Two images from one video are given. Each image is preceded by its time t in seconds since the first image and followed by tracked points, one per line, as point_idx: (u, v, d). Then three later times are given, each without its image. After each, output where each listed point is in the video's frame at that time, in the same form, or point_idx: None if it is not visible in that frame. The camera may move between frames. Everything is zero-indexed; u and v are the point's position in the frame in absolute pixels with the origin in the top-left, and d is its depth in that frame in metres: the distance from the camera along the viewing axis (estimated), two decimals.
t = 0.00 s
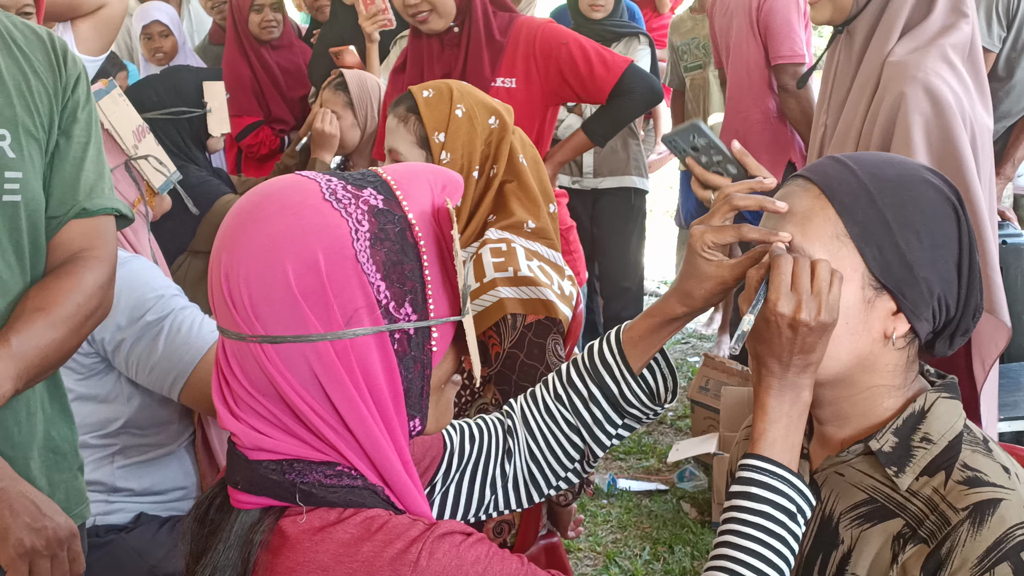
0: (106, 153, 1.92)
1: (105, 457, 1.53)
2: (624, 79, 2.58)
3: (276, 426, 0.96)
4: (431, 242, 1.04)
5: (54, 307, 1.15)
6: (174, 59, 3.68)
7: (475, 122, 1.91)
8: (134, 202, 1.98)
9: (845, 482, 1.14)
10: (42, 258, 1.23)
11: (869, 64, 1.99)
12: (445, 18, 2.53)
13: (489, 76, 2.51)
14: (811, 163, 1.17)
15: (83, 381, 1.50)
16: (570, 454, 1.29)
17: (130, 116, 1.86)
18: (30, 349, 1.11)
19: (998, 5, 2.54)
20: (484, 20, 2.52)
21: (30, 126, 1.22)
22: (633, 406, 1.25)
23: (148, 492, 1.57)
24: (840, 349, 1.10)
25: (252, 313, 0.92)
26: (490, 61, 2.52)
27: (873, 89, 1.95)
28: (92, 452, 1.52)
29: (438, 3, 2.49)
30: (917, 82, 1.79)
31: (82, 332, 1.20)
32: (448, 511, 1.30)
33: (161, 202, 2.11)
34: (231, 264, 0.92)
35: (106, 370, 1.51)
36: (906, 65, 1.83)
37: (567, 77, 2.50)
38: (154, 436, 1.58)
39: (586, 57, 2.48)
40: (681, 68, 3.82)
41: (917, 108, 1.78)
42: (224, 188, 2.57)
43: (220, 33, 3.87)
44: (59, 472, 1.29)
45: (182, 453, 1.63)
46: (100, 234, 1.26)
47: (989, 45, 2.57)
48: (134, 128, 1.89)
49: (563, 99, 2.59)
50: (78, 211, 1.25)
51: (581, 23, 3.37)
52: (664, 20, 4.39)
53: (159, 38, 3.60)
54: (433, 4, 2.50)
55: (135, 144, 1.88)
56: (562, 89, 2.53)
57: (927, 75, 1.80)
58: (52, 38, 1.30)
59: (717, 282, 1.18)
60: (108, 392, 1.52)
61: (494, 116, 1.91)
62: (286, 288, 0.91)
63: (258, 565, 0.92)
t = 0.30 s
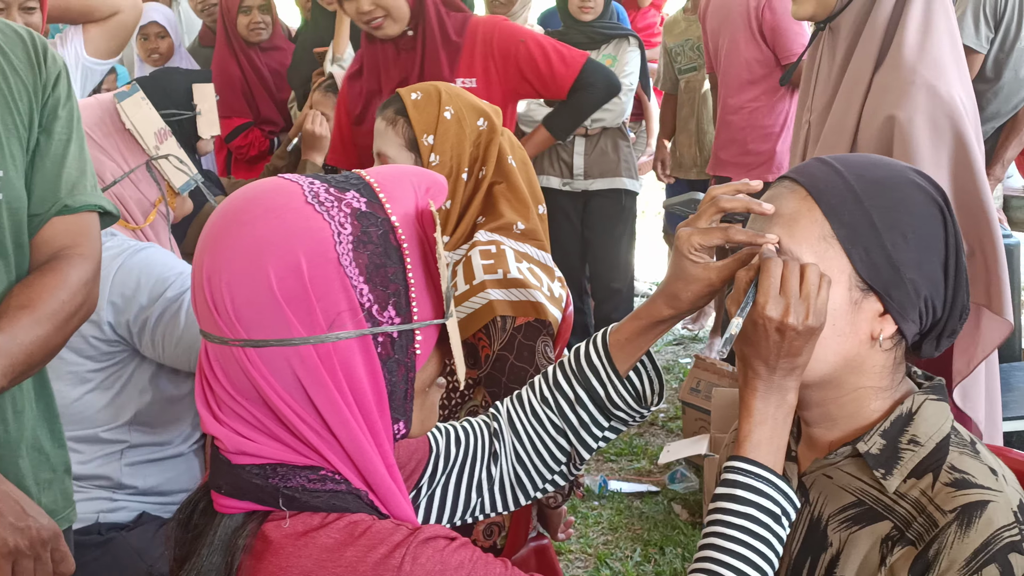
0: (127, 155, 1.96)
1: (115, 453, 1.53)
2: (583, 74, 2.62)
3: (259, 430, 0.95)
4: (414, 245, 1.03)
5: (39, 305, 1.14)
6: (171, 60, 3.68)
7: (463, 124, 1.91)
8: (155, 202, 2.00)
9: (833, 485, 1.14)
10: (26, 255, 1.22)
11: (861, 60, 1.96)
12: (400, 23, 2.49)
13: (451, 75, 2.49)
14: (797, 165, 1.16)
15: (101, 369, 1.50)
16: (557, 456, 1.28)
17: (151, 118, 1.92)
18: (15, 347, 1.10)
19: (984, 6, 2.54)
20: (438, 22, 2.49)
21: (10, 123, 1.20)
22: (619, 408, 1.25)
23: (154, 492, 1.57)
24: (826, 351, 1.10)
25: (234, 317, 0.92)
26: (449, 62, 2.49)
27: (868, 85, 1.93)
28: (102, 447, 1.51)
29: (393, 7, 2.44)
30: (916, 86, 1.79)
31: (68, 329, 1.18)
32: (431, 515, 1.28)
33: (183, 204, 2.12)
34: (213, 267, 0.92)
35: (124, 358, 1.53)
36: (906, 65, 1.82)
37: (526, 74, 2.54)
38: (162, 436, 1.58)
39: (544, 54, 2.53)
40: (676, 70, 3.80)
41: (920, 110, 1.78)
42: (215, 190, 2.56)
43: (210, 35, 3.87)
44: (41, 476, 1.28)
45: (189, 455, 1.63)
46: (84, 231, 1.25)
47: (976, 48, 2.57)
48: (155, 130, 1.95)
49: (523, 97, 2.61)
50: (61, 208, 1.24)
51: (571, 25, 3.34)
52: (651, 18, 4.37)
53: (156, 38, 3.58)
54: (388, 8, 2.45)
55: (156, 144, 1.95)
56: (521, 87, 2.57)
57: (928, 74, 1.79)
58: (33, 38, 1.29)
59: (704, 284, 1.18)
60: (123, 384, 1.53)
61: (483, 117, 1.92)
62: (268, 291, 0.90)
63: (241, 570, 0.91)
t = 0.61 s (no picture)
0: (127, 154, 1.86)
1: (104, 450, 1.52)
2: (521, 63, 2.63)
3: (230, 434, 0.95)
4: (386, 246, 1.03)
5: (6, 311, 1.12)
6: (161, 60, 3.64)
7: (443, 125, 1.91)
8: (154, 203, 1.92)
9: (808, 485, 1.14)
10: None
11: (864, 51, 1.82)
12: (335, 32, 2.46)
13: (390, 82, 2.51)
14: (774, 165, 1.16)
15: (97, 363, 1.50)
16: (533, 457, 1.28)
17: (156, 121, 1.87)
18: None
19: (960, 7, 2.60)
20: (368, 29, 2.47)
21: None
22: (596, 410, 1.24)
23: (139, 490, 1.57)
24: (803, 351, 1.10)
25: (203, 320, 0.91)
26: (385, 68, 2.50)
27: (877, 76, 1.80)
28: (93, 443, 1.51)
29: (328, 17, 2.42)
30: (939, 76, 1.65)
31: (38, 335, 1.17)
32: (404, 516, 1.29)
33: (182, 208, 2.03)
34: (182, 270, 0.91)
35: (119, 353, 1.52)
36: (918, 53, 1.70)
37: (464, 69, 2.55)
38: (152, 434, 1.58)
39: (479, 48, 2.53)
40: (653, 71, 3.76)
41: (946, 99, 1.64)
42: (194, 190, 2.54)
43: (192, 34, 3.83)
44: (12, 479, 1.26)
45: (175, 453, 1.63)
46: (56, 238, 1.24)
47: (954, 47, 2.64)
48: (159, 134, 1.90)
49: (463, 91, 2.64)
50: (31, 214, 1.22)
51: (552, 27, 3.35)
52: (628, 17, 4.36)
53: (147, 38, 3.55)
54: (322, 19, 2.42)
55: (158, 147, 1.88)
56: (462, 82, 2.58)
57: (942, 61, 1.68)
58: (6, 43, 1.27)
59: (681, 286, 1.18)
60: (118, 378, 1.53)
61: (462, 118, 1.91)
62: (237, 293, 0.90)
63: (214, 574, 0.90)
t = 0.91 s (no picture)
0: (111, 170, 1.86)
1: (91, 457, 1.51)
2: (477, 67, 2.62)
3: (210, 452, 0.95)
4: (365, 263, 1.04)
5: None
6: (149, 74, 3.63)
7: (425, 138, 1.92)
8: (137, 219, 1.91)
9: (791, 496, 1.14)
10: None
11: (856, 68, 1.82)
12: (292, 52, 2.45)
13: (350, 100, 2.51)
14: (752, 177, 1.17)
15: (83, 370, 1.49)
16: (516, 469, 1.29)
17: (140, 136, 1.86)
18: None
19: (936, 13, 2.64)
20: (321, 46, 2.48)
21: None
22: (578, 422, 1.25)
23: (126, 503, 1.55)
24: (784, 363, 1.10)
25: (182, 339, 0.91)
26: (343, 86, 2.50)
27: (871, 92, 1.79)
28: (79, 454, 1.50)
29: (284, 38, 2.41)
30: (938, 92, 1.66)
31: (9, 351, 1.27)
32: (385, 530, 1.29)
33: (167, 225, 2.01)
34: (161, 288, 0.91)
35: (104, 360, 1.52)
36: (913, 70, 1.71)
37: (420, 76, 2.56)
38: (140, 441, 1.55)
39: (435, 56, 2.55)
40: (621, 80, 3.76)
41: (946, 115, 1.65)
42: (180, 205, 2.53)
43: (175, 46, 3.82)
44: None
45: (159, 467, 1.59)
46: (23, 258, 1.29)
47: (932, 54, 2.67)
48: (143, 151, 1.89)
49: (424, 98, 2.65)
50: None
51: (537, 38, 3.36)
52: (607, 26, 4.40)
53: (135, 53, 3.54)
54: (278, 41, 2.41)
55: (141, 164, 1.86)
56: (419, 91, 2.59)
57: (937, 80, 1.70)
58: None
59: (664, 301, 1.18)
60: (105, 385, 1.52)
61: (444, 130, 1.92)
62: (216, 312, 0.90)
63: None
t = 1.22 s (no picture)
0: (121, 181, 1.88)
1: (102, 468, 1.53)
2: (477, 74, 2.64)
3: (219, 463, 0.96)
4: (374, 276, 1.05)
5: None
6: (158, 85, 3.68)
7: (436, 149, 1.94)
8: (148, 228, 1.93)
9: (801, 507, 1.14)
10: None
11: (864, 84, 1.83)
12: (294, 68, 2.47)
13: (352, 111, 2.55)
14: (759, 190, 1.17)
15: (94, 378, 1.52)
16: (524, 476, 1.30)
17: (149, 147, 1.88)
18: None
19: (941, 22, 2.63)
20: (321, 58, 2.52)
21: None
22: (587, 431, 1.26)
23: (137, 512, 1.56)
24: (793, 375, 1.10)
25: (192, 351, 0.92)
26: (343, 96, 2.53)
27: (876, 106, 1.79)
28: (90, 462, 1.52)
29: (286, 55, 2.42)
30: (941, 105, 1.65)
31: None
32: (395, 537, 1.30)
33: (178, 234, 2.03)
34: (171, 302, 0.92)
35: (115, 368, 1.55)
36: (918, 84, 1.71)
37: (421, 85, 2.58)
38: (151, 449, 1.58)
39: (436, 66, 2.58)
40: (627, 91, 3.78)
41: (949, 128, 1.63)
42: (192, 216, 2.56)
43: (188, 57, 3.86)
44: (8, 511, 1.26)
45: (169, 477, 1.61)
46: None
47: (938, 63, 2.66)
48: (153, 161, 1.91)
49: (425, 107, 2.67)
50: None
51: (546, 49, 3.39)
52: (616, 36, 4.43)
53: (143, 63, 3.60)
54: (280, 57, 2.42)
55: (152, 175, 1.88)
56: (421, 100, 2.61)
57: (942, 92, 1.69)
58: None
59: (674, 322, 1.17)
60: (116, 393, 1.55)
61: (455, 142, 1.95)
62: (226, 324, 0.91)
63: None
